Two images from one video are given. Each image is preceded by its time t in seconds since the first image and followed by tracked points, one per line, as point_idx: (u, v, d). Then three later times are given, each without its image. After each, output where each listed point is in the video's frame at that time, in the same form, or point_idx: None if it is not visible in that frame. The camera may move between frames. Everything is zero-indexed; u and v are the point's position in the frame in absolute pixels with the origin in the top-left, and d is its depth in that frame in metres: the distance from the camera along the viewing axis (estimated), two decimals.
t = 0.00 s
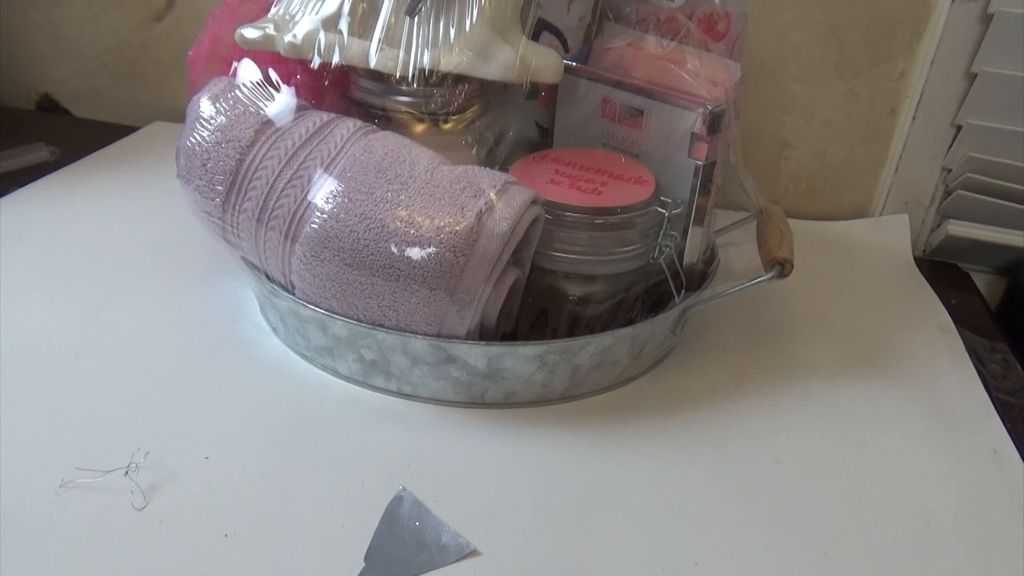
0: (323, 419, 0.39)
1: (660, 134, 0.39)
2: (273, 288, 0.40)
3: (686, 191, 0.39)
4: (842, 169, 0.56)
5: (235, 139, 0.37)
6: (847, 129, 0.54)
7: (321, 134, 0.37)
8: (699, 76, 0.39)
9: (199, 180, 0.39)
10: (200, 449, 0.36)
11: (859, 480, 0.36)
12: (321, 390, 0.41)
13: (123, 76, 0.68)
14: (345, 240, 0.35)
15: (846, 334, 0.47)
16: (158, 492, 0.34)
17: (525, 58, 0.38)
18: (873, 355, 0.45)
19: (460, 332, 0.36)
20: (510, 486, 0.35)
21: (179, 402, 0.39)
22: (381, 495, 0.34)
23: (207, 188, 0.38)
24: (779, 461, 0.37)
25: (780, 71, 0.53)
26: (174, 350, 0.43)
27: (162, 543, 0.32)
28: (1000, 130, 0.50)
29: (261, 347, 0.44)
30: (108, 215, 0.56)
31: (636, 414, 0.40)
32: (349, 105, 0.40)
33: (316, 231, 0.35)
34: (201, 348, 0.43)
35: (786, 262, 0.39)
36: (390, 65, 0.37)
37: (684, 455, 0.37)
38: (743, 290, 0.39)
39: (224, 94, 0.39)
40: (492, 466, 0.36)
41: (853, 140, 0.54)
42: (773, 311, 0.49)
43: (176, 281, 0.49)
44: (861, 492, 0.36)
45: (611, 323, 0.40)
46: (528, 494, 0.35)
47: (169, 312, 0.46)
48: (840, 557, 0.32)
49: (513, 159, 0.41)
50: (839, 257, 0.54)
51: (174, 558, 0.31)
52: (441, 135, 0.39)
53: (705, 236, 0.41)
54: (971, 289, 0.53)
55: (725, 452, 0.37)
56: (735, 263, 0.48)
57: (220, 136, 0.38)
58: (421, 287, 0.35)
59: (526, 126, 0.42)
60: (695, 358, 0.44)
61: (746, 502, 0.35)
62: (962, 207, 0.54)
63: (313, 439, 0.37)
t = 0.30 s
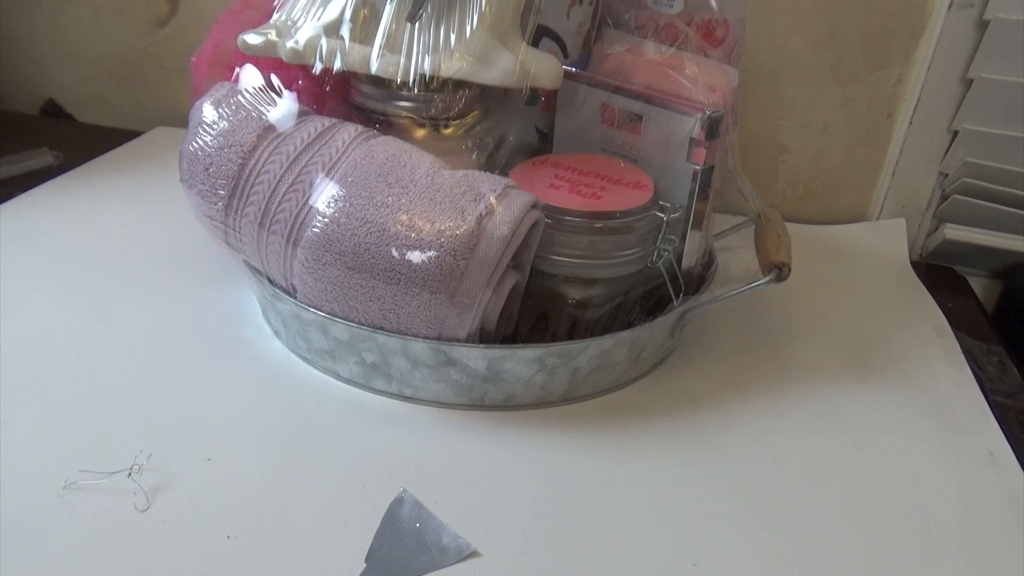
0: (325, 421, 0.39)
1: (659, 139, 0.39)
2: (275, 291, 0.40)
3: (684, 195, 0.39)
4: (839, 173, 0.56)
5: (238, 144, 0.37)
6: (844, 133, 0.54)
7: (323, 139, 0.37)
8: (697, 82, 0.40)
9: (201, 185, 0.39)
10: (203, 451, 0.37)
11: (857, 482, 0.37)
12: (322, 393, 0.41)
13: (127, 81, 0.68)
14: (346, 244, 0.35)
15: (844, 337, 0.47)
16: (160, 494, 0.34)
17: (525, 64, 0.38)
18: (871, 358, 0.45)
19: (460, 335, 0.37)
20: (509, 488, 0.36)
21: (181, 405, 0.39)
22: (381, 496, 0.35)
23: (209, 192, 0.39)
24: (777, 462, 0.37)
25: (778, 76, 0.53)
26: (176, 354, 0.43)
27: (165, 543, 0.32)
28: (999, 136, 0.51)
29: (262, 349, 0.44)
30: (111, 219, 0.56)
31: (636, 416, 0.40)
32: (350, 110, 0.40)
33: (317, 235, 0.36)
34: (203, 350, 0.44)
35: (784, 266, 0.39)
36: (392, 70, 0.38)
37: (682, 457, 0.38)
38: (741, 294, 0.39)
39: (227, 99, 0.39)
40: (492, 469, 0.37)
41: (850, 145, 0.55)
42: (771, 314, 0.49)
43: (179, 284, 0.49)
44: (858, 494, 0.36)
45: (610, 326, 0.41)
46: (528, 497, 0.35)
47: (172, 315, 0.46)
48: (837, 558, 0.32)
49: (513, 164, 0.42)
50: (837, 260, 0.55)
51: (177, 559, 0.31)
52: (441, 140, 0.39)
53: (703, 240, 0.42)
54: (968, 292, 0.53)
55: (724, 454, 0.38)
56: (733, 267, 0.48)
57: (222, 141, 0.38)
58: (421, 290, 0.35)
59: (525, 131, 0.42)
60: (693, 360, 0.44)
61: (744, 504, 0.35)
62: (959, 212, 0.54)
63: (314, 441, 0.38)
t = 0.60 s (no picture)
0: (331, 422, 0.41)
1: (648, 154, 0.41)
2: (284, 299, 0.42)
3: (674, 207, 0.41)
4: (824, 186, 0.58)
5: (249, 159, 0.39)
6: (828, 147, 0.57)
7: (330, 155, 0.39)
8: (685, 100, 0.42)
9: (214, 198, 0.41)
10: (215, 452, 0.38)
11: (837, 480, 0.38)
12: (328, 397, 0.43)
13: (143, 99, 0.71)
14: (353, 254, 0.37)
15: (828, 342, 0.49)
16: (174, 493, 0.36)
17: (522, 83, 0.40)
18: (852, 362, 0.47)
19: (461, 340, 0.39)
20: (506, 487, 0.37)
21: (194, 408, 0.41)
22: (383, 495, 0.37)
23: (222, 205, 0.41)
24: (762, 462, 0.39)
25: (764, 93, 0.56)
26: (189, 360, 0.45)
27: (179, 538, 0.34)
28: (968, 150, 0.53)
29: (271, 355, 0.46)
30: (127, 231, 0.58)
31: (627, 418, 0.42)
32: (356, 127, 0.42)
33: (325, 246, 0.38)
34: (215, 355, 0.46)
35: (768, 274, 0.41)
36: (395, 89, 0.40)
37: (670, 457, 0.39)
38: (727, 301, 0.41)
39: (239, 116, 0.41)
40: (490, 468, 0.38)
41: (833, 159, 0.57)
42: (759, 320, 0.51)
43: (192, 293, 0.51)
44: (838, 491, 0.38)
45: (603, 331, 0.43)
46: (524, 495, 0.37)
47: (185, 322, 0.48)
48: (817, 552, 0.34)
49: (510, 178, 0.44)
50: (823, 269, 0.57)
51: (190, 553, 0.33)
52: (443, 155, 0.41)
53: (691, 250, 0.44)
54: (946, 300, 0.55)
55: (711, 454, 0.40)
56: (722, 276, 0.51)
57: (234, 156, 0.40)
58: (424, 298, 0.37)
59: (522, 147, 0.44)
60: (683, 365, 0.46)
61: (730, 500, 0.37)
62: (935, 223, 0.56)
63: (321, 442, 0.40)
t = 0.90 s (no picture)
0: (332, 428, 0.41)
1: (648, 161, 0.42)
2: (284, 305, 0.42)
3: (673, 214, 0.42)
4: (823, 193, 0.59)
5: (251, 166, 0.40)
6: (827, 155, 0.57)
7: (331, 161, 0.39)
8: (685, 107, 0.42)
9: (215, 204, 0.41)
10: (215, 457, 0.38)
11: (836, 486, 0.38)
12: (328, 402, 0.43)
13: (145, 104, 0.71)
14: (353, 260, 0.37)
15: (827, 349, 0.49)
16: (174, 498, 0.36)
17: (522, 90, 0.41)
18: (851, 369, 0.47)
19: (460, 346, 0.39)
20: (505, 493, 0.37)
21: (194, 413, 0.41)
22: (383, 501, 0.37)
23: (223, 211, 0.41)
24: (761, 468, 0.39)
25: (763, 101, 0.56)
26: (189, 365, 0.45)
27: (178, 544, 0.34)
28: (967, 158, 0.53)
29: (272, 360, 0.46)
30: (128, 236, 0.58)
31: (626, 424, 0.42)
32: (357, 134, 0.43)
33: (326, 251, 0.38)
34: (215, 360, 0.46)
35: (767, 281, 0.41)
36: (396, 96, 0.40)
37: (670, 464, 0.39)
38: (727, 308, 0.41)
39: (240, 123, 0.41)
40: (489, 474, 0.38)
41: (832, 166, 0.57)
42: (758, 327, 0.51)
43: (193, 298, 0.51)
44: (838, 498, 0.38)
45: (603, 338, 0.43)
46: (524, 501, 0.37)
47: (186, 327, 0.48)
48: (819, 558, 0.34)
49: (510, 185, 0.44)
50: (822, 276, 0.57)
51: (190, 558, 0.33)
52: (443, 162, 0.42)
53: (691, 257, 0.44)
54: (945, 307, 0.55)
55: (711, 460, 0.40)
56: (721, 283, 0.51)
57: (235, 162, 0.40)
58: (423, 304, 0.37)
59: (522, 153, 0.45)
60: (682, 371, 0.46)
61: (729, 506, 0.37)
62: (934, 230, 0.56)
63: (320, 448, 0.40)
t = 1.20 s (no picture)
0: (329, 437, 0.41)
1: (644, 170, 0.42)
2: (283, 314, 0.43)
3: (670, 222, 0.42)
4: (819, 200, 0.59)
5: (249, 176, 0.40)
6: (822, 162, 0.57)
7: (329, 171, 0.39)
8: (680, 116, 0.43)
9: (214, 214, 0.41)
10: (215, 466, 0.39)
11: (834, 492, 0.38)
12: (327, 412, 0.43)
13: (144, 116, 0.71)
14: (351, 269, 0.37)
15: (824, 355, 0.49)
16: (174, 508, 0.36)
17: (518, 100, 0.41)
18: (848, 375, 0.47)
19: (459, 355, 0.39)
20: (504, 501, 0.37)
21: (194, 424, 0.41)
22: (383, 509, 0.37)
23: (222, 221, 0.41)
24: (759, 474, 0.39)
25: (758, 109, 0.56)
26: (189, 375, 0.45)
27: (178, 553, 0.34)
28: (962, 164, 0.54)
29: (271, 370, 0.46)
30: (128, 247, 0.59)
31: (624, 431, 0.42)
32: (355, 144, 0.43)
33: (324, 261, 0.38)
34: (214, 371, 0.46)
35: (763, 288, 0.41)
36: (394, 107, 0.40)
37: (669, 470, 0.40)
38: (723, 315, 0.41)
39: (239, 134, 0.42)
40: (488, 483, 0.39)
41: (828, 173, 0.58)
42: (755, 334, 0.51)
43: (192, 308, 0.52)
44: (835, 504, 0.38)
45: (600, 345, 0.43)
46: (522, 509, 0.37)
47: (185, 338, 0.49)
48: (817, 563, 0.34)
49: (507, 194, 0.44)
50: (819, 283, 0.57)
51: (189, 568, 0.33)
52: (441, 171, 0.42)
53: (687, 265, 0.44)
54: (941, 313, 0.55)
55: (708, 466, 0.40)
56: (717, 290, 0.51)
57: (234, 173, 0.40)
58: (422, 313, 0.37)
59: (519, 163, 0.45)
60: (680, 378, 0.47)
61: (727, 513, 0.37)
62: (930, 236, 0.57)
63: (319, 457, 0.40)
